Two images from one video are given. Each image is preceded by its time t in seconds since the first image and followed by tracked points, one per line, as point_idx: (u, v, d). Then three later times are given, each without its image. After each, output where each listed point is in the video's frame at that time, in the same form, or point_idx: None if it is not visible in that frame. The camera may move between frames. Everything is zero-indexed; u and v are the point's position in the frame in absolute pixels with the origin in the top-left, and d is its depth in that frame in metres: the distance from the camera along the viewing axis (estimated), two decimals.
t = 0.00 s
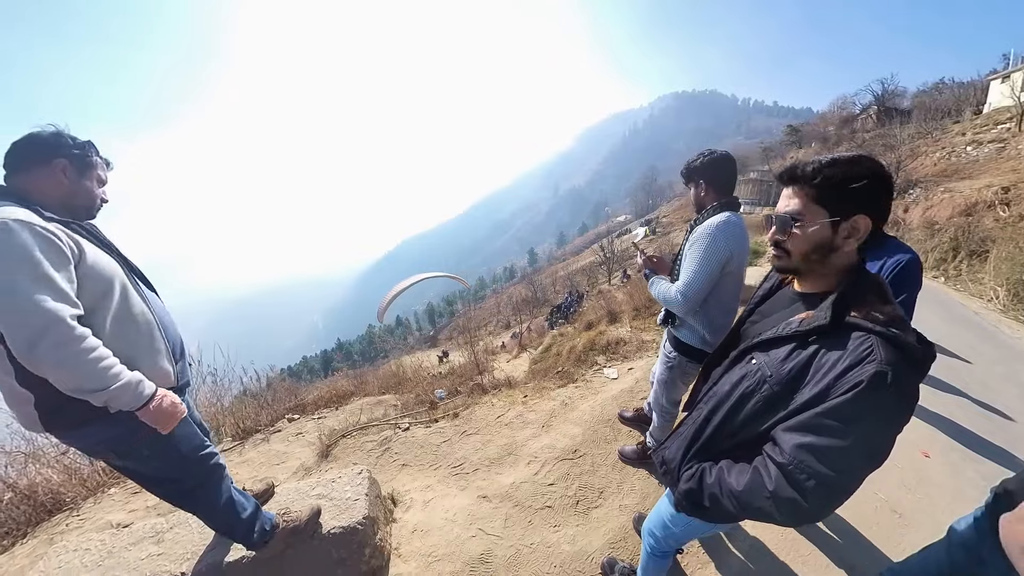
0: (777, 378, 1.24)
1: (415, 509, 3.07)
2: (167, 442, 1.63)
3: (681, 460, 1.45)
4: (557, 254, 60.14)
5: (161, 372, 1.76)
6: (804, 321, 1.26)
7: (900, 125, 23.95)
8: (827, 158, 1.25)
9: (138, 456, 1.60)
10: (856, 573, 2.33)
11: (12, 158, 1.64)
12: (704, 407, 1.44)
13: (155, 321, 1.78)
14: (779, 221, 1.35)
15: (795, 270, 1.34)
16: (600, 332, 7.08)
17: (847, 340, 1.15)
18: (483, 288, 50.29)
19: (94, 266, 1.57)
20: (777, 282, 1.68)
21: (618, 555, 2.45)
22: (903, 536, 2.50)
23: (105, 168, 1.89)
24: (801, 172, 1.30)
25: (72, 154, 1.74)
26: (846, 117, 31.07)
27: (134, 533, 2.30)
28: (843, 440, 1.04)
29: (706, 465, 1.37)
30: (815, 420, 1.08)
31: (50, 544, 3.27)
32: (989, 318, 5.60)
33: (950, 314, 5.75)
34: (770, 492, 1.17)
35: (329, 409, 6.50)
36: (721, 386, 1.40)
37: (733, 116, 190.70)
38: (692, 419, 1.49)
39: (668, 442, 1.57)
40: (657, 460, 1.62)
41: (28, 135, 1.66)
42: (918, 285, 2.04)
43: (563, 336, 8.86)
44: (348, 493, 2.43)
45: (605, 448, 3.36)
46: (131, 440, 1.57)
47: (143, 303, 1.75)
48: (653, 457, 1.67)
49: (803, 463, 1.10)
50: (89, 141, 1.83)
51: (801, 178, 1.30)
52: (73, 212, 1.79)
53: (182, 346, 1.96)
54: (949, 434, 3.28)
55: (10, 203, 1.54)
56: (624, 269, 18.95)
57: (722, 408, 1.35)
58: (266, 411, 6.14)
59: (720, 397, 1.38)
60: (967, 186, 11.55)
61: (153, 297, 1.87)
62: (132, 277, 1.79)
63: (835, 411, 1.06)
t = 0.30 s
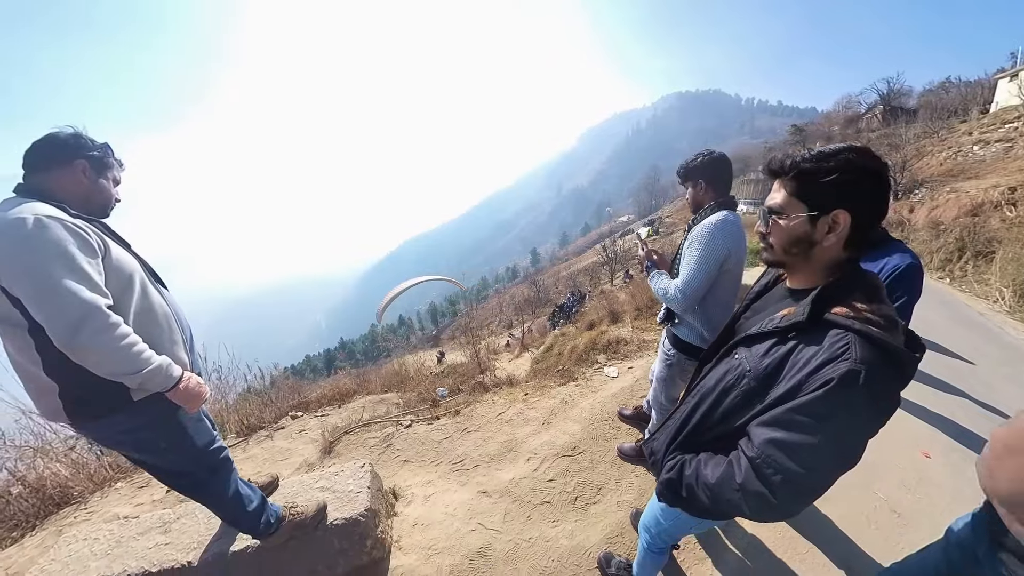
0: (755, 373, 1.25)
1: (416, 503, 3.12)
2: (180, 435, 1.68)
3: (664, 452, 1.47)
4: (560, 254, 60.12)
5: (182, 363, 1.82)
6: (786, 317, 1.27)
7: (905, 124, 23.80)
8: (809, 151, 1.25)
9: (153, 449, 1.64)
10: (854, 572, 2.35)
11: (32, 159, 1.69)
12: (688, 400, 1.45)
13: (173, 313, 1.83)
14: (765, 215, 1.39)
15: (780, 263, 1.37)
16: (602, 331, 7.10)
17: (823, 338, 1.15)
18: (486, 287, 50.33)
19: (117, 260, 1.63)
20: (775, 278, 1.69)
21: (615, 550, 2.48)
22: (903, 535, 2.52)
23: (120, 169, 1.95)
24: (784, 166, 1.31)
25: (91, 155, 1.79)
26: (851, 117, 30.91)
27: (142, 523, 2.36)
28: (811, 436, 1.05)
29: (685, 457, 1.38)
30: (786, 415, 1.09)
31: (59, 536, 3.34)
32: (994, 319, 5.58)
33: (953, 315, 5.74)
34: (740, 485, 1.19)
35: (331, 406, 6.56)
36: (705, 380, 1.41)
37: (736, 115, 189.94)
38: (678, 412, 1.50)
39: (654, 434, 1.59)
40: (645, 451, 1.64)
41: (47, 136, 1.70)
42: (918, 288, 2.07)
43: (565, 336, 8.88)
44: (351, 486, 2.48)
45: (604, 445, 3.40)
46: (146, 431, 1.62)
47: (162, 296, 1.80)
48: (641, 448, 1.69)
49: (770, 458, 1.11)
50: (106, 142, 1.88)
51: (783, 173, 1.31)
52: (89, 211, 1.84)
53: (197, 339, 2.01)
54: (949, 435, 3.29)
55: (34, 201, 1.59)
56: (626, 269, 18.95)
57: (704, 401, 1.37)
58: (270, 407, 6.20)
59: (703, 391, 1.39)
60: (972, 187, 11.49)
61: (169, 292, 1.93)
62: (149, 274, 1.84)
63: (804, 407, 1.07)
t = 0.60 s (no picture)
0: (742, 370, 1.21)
1: (420, 499, 3.16)
2: (194, 429, 1.71)
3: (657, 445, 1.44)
4: (562, 254, 60.09)
5: (194, 357, 1.86)
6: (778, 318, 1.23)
7: (910, 124, 23.68)
8: (816, 151, 1.27)
9: (172, 441, 1.69)
10: (854, 571, 2.37)
11: (53, 160, 1.74)
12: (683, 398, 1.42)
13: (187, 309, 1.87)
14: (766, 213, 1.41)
15: (778, 261, 1.38)
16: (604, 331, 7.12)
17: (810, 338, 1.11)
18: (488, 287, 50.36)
19: (134, 257, 1.67)
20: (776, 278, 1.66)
21: (615, 544, 2.52)
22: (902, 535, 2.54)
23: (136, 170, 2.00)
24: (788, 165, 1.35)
25: (109, 156, 1.84)
26: (856, 117, 30.75)
27: (152, 516, 2.41)
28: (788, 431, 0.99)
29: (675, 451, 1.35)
30: (766, 411, 1.05)
31: (69, 529, 3.40)
32: (998, 320, 5.57)
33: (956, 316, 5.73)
34: (720, 479, 1.14)
35: (335, 404, 6.61)
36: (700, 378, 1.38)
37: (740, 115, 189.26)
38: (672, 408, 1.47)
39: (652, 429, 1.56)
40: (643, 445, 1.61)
41: (67, 137, 1.75)
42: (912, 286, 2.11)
43: (568, 335, 8.91)
44: (356, 480, 2.52)
45: (606, 443, 3.43)
46: (162, 424, 1.66)
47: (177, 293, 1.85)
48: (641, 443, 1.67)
49: (749, 453, 1.06)
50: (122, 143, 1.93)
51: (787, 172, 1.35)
52: (109, 211, 1.89)
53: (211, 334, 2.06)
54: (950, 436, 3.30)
55: (55, 200, 1.64)
56: (628, 269, 18.94)
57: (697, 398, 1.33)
58: (275, 405, 6.25)
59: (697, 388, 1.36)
60: (978, 187, 11.43)
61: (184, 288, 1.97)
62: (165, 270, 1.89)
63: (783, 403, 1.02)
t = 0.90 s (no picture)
0: (751, 378, 1.19)
1: (424, 499, 3.16)
2: (200, 429, 1.72)
3: (662, 452, 1.42)
4: (565, 254, 60.04)
5: (199, 359, 1.86)
6: (786, 325, 1.21)
7: (917, 124, 23.49)
8: (833, 150, 1.23)
9: (177, 440, 1.69)
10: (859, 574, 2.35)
11: (62, 160, 1.75)
12: (687, 403, 1.39)
13: (193, 310, 1.88)
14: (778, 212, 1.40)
15: (787, 262, 1.38)
16: (607, 331, 7.10)
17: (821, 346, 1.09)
18: (491, 287, 50.37)
19: (138, 258, 1.68)
20: (785, 280, 1.65)
21: (619, 546, 2.50)
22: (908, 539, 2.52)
23: (143, 170, 2.00)
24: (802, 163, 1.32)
25: (116, 156, 1.85)
26: (861, 117, 30.56)
27: (158, 514, 2.41)
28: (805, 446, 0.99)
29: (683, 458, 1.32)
30: (780, 422, 1.04)
31: (75, 526, 3.42)
32: (1006, 322, 5.52)
33: (963, 318, 5.69)
34: (733, 489, 1.13)
35: (339, 403, 6.62)
36: (705, 384, 1.35)
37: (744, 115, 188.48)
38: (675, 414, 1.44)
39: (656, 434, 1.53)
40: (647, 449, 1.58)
41: (75, 138, 1.76)
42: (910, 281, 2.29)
43: (571, 336, 8.89)
44: (361, 480, 2.52)
45: (610, 444, 3.42)
46: (168, 424, 1.67)
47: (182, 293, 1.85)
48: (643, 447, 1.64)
49: (764, 464, 1.06)
50: (129, 143, 1.94)
51: (801, 170, 1.32)
52: (116, 211, 1.90)
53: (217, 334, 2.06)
54: (957, 439, 3.27)
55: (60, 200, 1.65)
56: (632, 270, 18.87)
57: (703, 404, 1.31)
58: (279, 403, 6.27)
59: (702, 393, 1.34)
60: (986, 187, 11.33)
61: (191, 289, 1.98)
62: (171, 270, 1.90)
63: (798, 416, 1.01)
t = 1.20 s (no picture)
0: (771, 395, 1.14)
1: (425, 503, 3.12)
2: (198, 435, 1.69)
3: (674, 468, 1.37)
4: (568, 254, 59.91)
5: (196, 364, 1.83)
6: (806, 338, 1.16)
7: (925, 124, 23.25)
8: (850, 154, 1.17)
9: (173, 446, 1.66)
10: None
11: (56, 160, 1.72)
12: (700, 418, 1.34)
13: (190, 314, 1.85)
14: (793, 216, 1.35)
15: (800, 268, 1.34)
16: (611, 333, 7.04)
17: (847, 361, 1.05)
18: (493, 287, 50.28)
19: (134, 261, 1.65)
20: (801, 286, 1.60)
21: (624, 554, 2.46)
22: (919, 551, 2.46)
23: (139, 170, 1.97)
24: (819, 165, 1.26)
25: (111, 155, 1.82)
26: (868, 117, 30.29)
27: (158, 516, 2.39)
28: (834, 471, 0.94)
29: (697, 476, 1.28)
30: (804, 444, 1.00)
31: (77, 525, 3.41)
32: (1017, 326, 5.43)
33: (972, 322, 5.60)
34: (754, 512, 1.09)
35: (341, 403, 6.59)
36: (718, 398, 1.30)
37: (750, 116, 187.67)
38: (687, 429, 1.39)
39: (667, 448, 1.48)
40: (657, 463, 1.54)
41: (69, 138, 1.73)
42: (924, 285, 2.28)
43: (573, 337, 8.83)
44: (362, 485, 2.48)
45: (614, 449, 3.38)
46: (166, 428, 1.64)
47: (179, 297, 1.82)
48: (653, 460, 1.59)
49: (787, 487, 1.02)
50: (124, 142, 1.91)
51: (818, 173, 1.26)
52: (111, 212, 1.87)
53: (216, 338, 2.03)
54: (969, 447, 3.21)
55: (55, 202, 1.62)
56: (635, 271, 18.76)
57: (718, 420, 1.26)
58: (280, 403, 6.24)
59: (716, 408, 1.29)
60: (996, 188, 11.17)
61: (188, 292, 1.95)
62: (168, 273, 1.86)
63: (825, 438, 0.96)
